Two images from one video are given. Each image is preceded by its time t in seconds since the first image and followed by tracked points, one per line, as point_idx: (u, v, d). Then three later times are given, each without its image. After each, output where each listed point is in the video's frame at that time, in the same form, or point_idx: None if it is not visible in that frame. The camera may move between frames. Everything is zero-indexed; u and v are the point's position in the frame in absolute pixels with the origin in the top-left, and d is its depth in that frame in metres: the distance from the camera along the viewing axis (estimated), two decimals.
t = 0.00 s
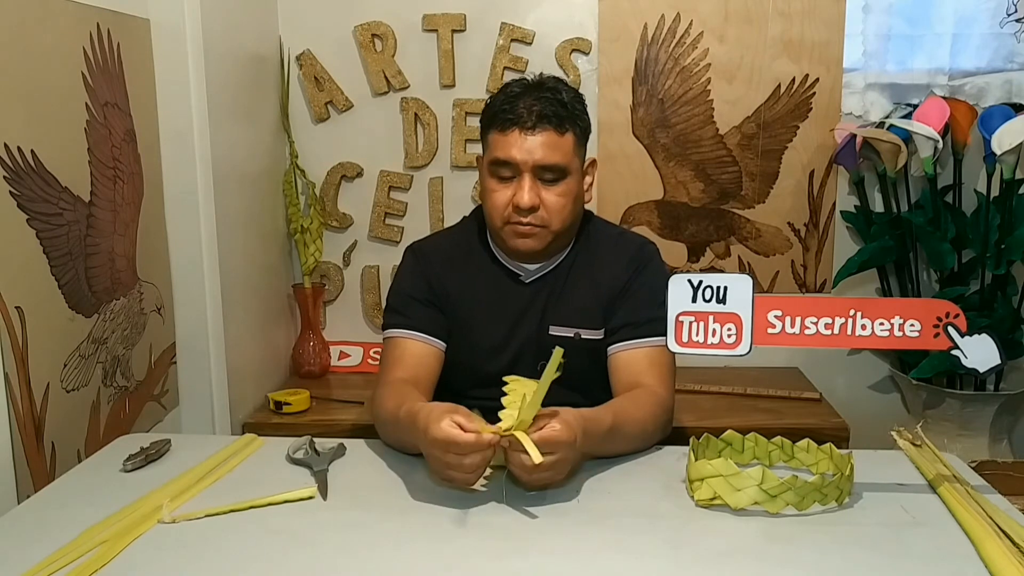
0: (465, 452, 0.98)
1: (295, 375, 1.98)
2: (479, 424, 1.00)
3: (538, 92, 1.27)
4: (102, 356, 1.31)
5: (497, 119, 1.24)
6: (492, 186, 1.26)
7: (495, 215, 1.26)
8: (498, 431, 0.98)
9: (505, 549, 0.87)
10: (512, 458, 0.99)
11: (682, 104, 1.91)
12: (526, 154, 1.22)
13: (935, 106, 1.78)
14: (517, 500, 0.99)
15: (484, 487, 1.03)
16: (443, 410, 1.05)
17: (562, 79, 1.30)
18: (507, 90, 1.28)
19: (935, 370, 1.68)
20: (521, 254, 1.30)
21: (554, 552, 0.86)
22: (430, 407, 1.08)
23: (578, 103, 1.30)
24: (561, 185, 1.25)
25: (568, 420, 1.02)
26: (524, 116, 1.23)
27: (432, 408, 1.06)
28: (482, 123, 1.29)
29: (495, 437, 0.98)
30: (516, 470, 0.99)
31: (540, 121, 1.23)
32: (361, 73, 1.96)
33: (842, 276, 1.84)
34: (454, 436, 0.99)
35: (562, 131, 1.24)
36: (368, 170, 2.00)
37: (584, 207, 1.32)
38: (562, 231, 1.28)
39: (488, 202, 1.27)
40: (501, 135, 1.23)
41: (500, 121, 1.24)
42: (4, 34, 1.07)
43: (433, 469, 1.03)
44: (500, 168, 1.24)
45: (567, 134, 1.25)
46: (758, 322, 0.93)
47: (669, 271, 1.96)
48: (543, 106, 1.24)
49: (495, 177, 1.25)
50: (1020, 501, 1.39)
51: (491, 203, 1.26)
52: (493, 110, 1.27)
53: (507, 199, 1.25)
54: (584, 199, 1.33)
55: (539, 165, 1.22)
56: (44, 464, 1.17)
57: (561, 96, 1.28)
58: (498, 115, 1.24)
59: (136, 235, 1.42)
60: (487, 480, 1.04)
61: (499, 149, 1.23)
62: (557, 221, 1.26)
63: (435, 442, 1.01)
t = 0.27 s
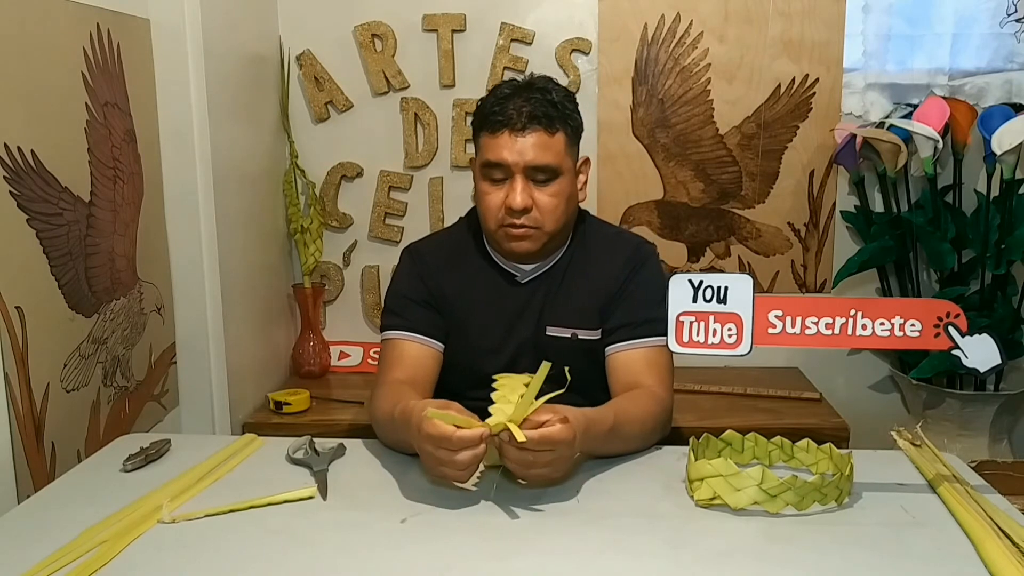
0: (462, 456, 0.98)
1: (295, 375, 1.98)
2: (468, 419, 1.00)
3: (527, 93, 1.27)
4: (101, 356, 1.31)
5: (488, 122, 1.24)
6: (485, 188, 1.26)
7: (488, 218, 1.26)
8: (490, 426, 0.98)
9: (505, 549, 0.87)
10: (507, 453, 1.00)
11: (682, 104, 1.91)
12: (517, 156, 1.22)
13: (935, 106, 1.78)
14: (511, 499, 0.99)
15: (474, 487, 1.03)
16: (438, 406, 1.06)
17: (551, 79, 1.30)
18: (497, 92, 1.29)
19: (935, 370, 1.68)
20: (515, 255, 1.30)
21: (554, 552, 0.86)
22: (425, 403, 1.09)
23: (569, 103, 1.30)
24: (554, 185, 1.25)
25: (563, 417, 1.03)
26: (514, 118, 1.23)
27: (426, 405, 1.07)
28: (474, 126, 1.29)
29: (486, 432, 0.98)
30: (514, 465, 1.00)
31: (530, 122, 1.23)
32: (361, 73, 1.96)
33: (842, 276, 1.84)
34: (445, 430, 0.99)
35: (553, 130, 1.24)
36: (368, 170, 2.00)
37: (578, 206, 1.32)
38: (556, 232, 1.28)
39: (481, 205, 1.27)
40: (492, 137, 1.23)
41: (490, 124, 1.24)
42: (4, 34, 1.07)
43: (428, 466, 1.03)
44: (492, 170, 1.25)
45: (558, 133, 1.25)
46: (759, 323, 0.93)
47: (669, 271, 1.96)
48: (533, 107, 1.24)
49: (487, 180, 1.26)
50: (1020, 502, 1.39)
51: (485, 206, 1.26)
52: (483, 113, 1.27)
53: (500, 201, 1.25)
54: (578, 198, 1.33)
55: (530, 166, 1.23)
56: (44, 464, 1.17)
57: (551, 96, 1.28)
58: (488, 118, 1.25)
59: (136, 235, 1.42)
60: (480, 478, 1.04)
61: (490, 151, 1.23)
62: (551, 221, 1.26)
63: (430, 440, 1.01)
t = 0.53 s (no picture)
0: (462, 455, 0.98)
1: (295, 375, 1.98)
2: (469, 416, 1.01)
3: (525, 93, 1.27)
4: (101, 356, 1.31)
5: (486, 123, 1.24)
6: (484, 190, 1.26)
7: (487, 219, 1.27)
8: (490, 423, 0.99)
9: (505, 549, 0.87)
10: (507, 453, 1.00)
11: (682, 104, 1.91)
12: (515, 157, 1.22)
13: (935, 106, 1.78)
14: (511, 498, 0.99)
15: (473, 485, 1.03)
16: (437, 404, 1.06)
17: (549, 79, 1.30)
18: (495, 92, 1.29)
19: (935, 370, 1.68)
20: (515, 256, 1.30)
21: (554, 552, 0.86)
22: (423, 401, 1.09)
23: (567, 102, 1.30)
24: (552, 185, 1.25)
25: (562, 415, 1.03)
26: (512, 119, 1.23)
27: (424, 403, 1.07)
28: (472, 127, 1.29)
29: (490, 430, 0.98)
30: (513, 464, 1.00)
31: (528, 122, 1.23)
32: (361, 73, 1.96)
33: (842, 276, 1.84)
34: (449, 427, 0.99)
35: (551, 131, 1.24)
36: (368, 170, 2.00)
37: (577, 206, 1.32)
38: (556, 232, 1.28)
39: (480, 206, 1.27)
40: (490, 139, 1.23)
41: (488, 125, 1.24)
42: (4, 34, 1.07)
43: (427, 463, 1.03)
44: (490, 171, 1.25)
45: (556, 134, 1.25)
46: (759, 323, 0.93)
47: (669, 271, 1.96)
48: (531, 107, 1.24)
49: (486, 182, 1.26)
50: (1020, 502, 1.39)
51: (484, 207, 1.26)
52: (481, 114, 1.27)
53: (499, 202, 1.25)
54: (578, 198, 1.33)
55: (528, 167, 1.23)
56: (44, 464, 1.17)
57: (549, 96, 1.28)
58: (486, 119, 1.25)
59: (136, 235, 1.42)
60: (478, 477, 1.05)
61: (488, 153, 1.24)
62: (550, 222, 1.26)
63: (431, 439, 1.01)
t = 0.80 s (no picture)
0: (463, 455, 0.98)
1: (295, 375, 1.98)
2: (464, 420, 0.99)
3: (526, 93, 1.27)
4: (101, 356, 1.31)
5: (487, 123, 1.24)
6: (485, 189, 1.26)
7: (489, 219, 1.27)
8: (488, 425, 0.98)
9: (505, 549, 0.87)
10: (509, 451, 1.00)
11: (682, 104, 1.91)
12: (517, 157, 1.22)
13: (935, 106, 1.79)
14: (514, 498, 0.99)
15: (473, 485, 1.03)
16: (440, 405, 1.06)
17: (550, 79, 1.30)
18: (497, 92, 1.29)
19: (935, 370, 1.68)
20: (517, 256, 1.30)
21: (554, 552, 0.86)
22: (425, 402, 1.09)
23: (568, 102, 1.30)
24: (554, 185, 1.25)
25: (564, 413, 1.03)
26: (514, 119, 1.23)
27: (426, 404, 1.07)
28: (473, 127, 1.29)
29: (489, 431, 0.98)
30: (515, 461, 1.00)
31: (530, 122, 1.23)
32: (361, 73, 1.96)
33: (842, 276, 1.84)
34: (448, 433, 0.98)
35: (552, 131, 1.24)
36: (368, 170, 2.00)
37: (578, 205, 1.32)
38: (557, 232, 1.28)
39: (482, 206, 1.27)
40: (491, 139, 1.23)
41: (489, 125, 1.24)
42: (4, 34, 1.07)
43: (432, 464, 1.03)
44: (492, 171, 1.25)
45: (558, 133, 1.25)
46: (759, 323, 0.93)
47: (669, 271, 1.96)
48: (532, 107, 1.24)
49: (487, 181, 1.26)
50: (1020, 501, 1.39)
51: (485, 207, 1.26)
52: (483, 113, 1.27)
53: (500, 202, 1.25)
54: (579, 197, 1.33)
55: (530, 167, 1.23)
56: (44, 464, 1.17)
57: (551, 96, 1.27)
58: (488, 119, 1.25)
59: (136, 235, 1.42)
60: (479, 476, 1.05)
61: (490, 153, 1.24)
62: (551, 222, 1.26)
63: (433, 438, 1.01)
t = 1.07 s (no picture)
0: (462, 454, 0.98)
1: (295, 375, 1.98)
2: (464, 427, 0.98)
3: (527, 93, 1.27)
4: (102, 356, 1.31)
5: (487, 122, 1.24)
6: (486, 189, 1.26)
7: (489, 219, 1.26)
8: (488, 429, 0.98)
9: (505, 549, 0.87)
10: (512, 450, 0.99)
11: (682, 104, 1.91)
12: (517, 156, 1.22)
13: (935, 106, 1.79)
14: (515, 498, 0.99)
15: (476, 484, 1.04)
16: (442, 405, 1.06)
17: (551, 79, 1.30)
18: (497, 92, 1.29)
19: (935, 370, 1.68)
20: (517, 255, 1.30)
21: (554, 552, 0.86)
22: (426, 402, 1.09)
23: (569, 102, 1.30)
24: (554, 184, 1.25)
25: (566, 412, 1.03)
26: (514, 118, 1.23)
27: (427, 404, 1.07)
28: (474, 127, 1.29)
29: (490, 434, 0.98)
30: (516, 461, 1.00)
31: (530, 122, 1.23)
32: (361, 73, 1.96)
33: (842, 276, 1.84)
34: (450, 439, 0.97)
35: (553, 130, 1.24)
36: (368, 170, 2.00)
37: (579, 205, 1.32)
38: (558, 231, 1.28)
39: (483, 206, 1.27)
40: (492, 138, 1.23)
41: (490, 124, 1.24)
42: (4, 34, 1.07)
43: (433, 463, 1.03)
44: (492, 171, 1.25)
45: (558, 133, 1.25)
46: (760, 323, 0.93)
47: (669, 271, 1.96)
48: (532, 107, 1.24)
49: (488, 181, 1.26)
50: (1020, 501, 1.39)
51: (486, 207, 1.26)
52: (483, 113, 1.27)
53: (501, 201, 1.25)
54: (579, 197, 1.33)
55: (530, 166, 1.23)
56: (44, 464, 1.17)
57: (551, 95, 1.28)
58: (488, 118, 1.25)
59: (136, 235, 1.42)
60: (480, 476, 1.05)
61: (490, 152, 1.24)
62: (552, 221, 1.26)
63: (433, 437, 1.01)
